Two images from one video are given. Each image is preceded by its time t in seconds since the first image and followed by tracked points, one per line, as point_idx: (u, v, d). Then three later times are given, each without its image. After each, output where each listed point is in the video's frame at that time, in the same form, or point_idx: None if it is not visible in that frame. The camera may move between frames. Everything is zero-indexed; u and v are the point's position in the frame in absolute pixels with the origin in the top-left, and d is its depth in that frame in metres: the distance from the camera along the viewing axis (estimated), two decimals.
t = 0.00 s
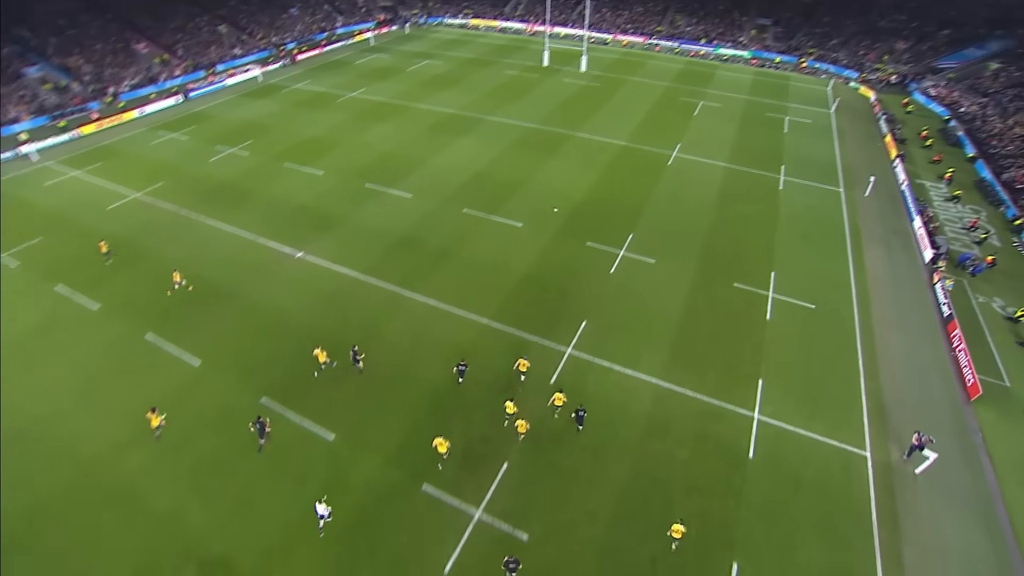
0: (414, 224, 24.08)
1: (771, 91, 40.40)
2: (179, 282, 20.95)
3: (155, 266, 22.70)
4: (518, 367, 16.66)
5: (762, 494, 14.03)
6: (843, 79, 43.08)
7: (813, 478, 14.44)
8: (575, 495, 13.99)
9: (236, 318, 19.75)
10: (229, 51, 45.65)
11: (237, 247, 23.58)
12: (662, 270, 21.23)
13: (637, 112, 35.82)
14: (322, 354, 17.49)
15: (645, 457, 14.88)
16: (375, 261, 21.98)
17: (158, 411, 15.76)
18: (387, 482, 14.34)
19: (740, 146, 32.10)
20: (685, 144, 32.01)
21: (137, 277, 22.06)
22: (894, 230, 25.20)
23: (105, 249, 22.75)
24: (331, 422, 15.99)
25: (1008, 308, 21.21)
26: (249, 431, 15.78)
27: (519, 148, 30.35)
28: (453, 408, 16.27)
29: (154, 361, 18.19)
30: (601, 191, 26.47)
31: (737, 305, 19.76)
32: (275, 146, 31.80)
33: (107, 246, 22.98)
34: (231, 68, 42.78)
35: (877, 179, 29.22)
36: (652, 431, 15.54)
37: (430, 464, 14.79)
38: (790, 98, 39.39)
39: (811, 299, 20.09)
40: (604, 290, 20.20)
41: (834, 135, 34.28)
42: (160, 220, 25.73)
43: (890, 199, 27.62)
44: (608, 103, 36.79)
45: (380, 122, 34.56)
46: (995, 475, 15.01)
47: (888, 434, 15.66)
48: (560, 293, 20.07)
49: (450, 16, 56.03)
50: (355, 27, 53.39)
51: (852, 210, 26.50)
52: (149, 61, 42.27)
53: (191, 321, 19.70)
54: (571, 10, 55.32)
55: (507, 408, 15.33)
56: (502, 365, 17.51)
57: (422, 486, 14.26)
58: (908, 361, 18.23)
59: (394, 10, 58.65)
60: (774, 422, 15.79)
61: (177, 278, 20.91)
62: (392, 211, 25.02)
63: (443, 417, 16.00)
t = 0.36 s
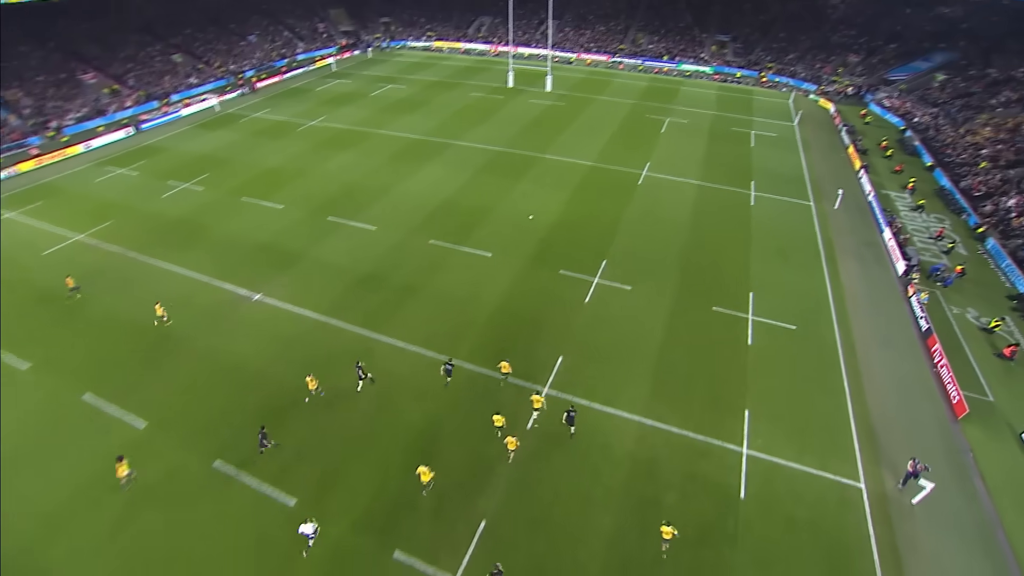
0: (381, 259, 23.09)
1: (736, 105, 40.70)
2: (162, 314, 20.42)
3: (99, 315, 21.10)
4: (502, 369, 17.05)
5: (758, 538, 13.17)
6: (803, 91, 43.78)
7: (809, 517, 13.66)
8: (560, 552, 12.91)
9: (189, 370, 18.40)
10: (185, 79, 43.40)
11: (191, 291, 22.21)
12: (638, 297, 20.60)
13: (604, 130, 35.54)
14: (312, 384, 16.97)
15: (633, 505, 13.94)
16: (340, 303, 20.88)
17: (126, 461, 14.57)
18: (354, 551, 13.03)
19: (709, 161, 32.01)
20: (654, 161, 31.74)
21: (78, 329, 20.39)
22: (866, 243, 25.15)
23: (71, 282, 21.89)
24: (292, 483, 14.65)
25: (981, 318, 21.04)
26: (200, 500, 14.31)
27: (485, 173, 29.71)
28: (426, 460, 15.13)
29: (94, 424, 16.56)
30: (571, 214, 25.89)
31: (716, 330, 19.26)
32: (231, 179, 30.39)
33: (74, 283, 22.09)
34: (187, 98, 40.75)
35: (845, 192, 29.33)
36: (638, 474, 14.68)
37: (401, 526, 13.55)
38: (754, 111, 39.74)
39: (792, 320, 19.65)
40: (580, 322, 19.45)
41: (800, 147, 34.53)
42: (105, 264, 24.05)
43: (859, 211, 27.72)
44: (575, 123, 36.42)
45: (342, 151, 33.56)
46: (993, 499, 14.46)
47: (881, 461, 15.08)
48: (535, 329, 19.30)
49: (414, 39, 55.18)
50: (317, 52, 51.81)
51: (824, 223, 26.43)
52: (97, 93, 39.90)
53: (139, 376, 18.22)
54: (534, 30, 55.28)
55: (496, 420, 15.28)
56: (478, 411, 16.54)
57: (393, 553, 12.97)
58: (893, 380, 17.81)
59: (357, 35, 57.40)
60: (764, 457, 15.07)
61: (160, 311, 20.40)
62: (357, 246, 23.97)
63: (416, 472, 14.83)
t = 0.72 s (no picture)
0: (350, 292, 22.33)
1: (711, 117, 40.41)
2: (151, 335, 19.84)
3: (41, 359, 19.49)
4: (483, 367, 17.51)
5: None
6: (776, 101, 43.72)
7: (808, 564, 12.73)
8: None
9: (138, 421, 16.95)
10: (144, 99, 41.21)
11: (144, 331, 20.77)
12: (620, 326, 20.18)
13: (579, 145, 34.84)
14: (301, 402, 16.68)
15: (620, 558, 12.89)
16: (303, 343, 19.79)
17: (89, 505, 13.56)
18: None
19: (687, 175, 31.47)
20: (631, 176, 31.10)
21: (13, 377, 18.69)
22: (847, 258, 24.84)
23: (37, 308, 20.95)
24: (245, 552, 13.23)
25: (967, 333, 20.52)
26: None
27: (456, 194, 28.82)
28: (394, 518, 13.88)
29: (24, 489, 14.96)
30: (547, 235, 25.02)
31: (695, 358, 18.79)
32: (191, 206, 28.87)
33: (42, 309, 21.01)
34: (146, 118, 38.66)
35: (825, 205, 29.05)
36: (625, 523, 13.67)
37: None
38: (730, 123, 39.51)
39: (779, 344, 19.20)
40: (559, 356, 18.88)
41: (777, 158, 34.34)
42: (49, 302, 22.34)
43: (839, 224, 27.42)
44: (549, 138, 35.59)
45: (310, 172, 32.34)
46: (998, 534, 13.73)
47: (878, 497, 14.37)
48: (512, 365, 18.50)
49: (386, 53, 53.80)
50: (286, 68, 49.86)
51: (805, 239, 26.05)
52: (47, 113, 37.68)
53: (81, 428, 16.69)
54: (508, 42, 54.64)
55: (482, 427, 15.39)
56: (451, 459, 15.46)
57: None
58: (885, 407, 17.23)
59: (327, 50, 55.75)
60: (757, 499, 14.22)
61: (146, 330, 19.75)
62: (324, 279, 23.26)
63: (384, 532, 13.56)
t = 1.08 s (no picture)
0: (328, 326, 21.77)
1: (700, 125, 39.62)
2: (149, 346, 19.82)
3: None
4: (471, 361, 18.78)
5: None
6: (766, 109, 43.03)
7: None
8: None
9: (86, 476, 15.66)
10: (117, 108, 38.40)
11: (104, 370, 19.51)
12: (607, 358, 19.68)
13: (566, 157, 33.79)
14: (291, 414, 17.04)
15: None
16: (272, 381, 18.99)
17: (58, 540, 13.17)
18: None
19: (676, 187, 30.55)
20: (619, 189, 30.14)
21: None
22: (844, 274, 24.22)
23: (25, 324, 20.51)
24: None
25: (970, 356, 19.67)
26: None
27: (437, 212, 27.87)
28: None
29: None
30: (528, 260, 24.49)
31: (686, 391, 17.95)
32: (155, 224, 27.38)
33: (25, 323, 20.41)
34: (116, 129, 36.15)
35: (820, 218, 28.28)
36: None
37: None
38: (719, 132, 38.63)
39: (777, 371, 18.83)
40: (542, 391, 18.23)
41: (769, 167, 33.66)
42: None
43: (834, 238, 26.70)
44: (533, 150, 34.50)
45: (285, 186, 30.80)
46: None
47: (887, 543, 13.36)
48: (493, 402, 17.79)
49: (368, 61, 52.36)
50: (266, 77, 47.01)
51: (799, 255, 25.25)
52: (9, 125, 35.43)
53: (28, 484, 15.39)
54: (493, 51, 53.63)
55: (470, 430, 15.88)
56: (423, 509, 14.52)
57: None
58: (890, 440, 16.36)
59: (308, 58, 54.20)
60: (757, 550, 13.12)
61: (144, 339, 19.65)
62: (299, 311, 22.47)
63: None
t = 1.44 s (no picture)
0: (304, 351, 20.53)
1: (697, 130, 38.49)
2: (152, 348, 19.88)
3: None
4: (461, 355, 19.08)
5: None
6: (763, 112, 41.96)
7: None
8: None
9: (31, 529, 14.31)
10: (93, 112, 35.85)
11: (60, 404, 18.13)
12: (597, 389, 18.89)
13: (558, 164, 32.58)
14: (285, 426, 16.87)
15: None
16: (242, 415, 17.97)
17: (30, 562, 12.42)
18: None
19: (672, 201, 29.57)
20: (612, 203, 29.17)
21: None
22: (846, 293, 23.83)
23: (11, 331, 19.83)
24: None
25: (984, 383, 19.22)
26: None
27: (423, 228, 26.84)
28: None
29: None
30: (514, 283, 23.80)
31: (680, 427, 17.26)
32: (126, 237, 26.05)
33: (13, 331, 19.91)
34: (91, 134, 34.12)
35: (821, 231, 27.57)
36: None
37: None
38: (716, 137, 37.49)
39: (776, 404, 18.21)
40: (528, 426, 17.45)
41: (768, 175, 32.62)
42: None
43: (837, 253, 26.15)
44: (524, 157, 33.27)
45: (264, 194, 29.30)
46: None
47: None
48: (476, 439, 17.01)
49: (356, 62, 50.82)
50: (251, 80, 45.13)
51: (801, 273, 24.78)
52: None
53: None
54: (484, 52, 52.28)
55: (459, 432, 16.02)
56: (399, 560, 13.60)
57: None
58: (898, 471, 16.25)
59: (295, 60, 52.70)
60: None
61: (146, 342, 19.93)
62: (274, 335, 21.17)
63: None
